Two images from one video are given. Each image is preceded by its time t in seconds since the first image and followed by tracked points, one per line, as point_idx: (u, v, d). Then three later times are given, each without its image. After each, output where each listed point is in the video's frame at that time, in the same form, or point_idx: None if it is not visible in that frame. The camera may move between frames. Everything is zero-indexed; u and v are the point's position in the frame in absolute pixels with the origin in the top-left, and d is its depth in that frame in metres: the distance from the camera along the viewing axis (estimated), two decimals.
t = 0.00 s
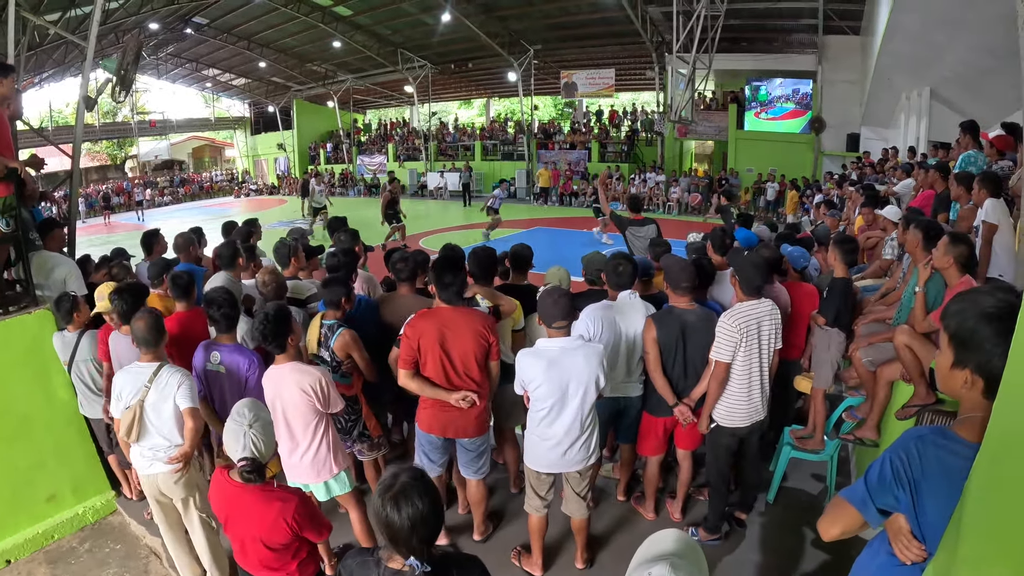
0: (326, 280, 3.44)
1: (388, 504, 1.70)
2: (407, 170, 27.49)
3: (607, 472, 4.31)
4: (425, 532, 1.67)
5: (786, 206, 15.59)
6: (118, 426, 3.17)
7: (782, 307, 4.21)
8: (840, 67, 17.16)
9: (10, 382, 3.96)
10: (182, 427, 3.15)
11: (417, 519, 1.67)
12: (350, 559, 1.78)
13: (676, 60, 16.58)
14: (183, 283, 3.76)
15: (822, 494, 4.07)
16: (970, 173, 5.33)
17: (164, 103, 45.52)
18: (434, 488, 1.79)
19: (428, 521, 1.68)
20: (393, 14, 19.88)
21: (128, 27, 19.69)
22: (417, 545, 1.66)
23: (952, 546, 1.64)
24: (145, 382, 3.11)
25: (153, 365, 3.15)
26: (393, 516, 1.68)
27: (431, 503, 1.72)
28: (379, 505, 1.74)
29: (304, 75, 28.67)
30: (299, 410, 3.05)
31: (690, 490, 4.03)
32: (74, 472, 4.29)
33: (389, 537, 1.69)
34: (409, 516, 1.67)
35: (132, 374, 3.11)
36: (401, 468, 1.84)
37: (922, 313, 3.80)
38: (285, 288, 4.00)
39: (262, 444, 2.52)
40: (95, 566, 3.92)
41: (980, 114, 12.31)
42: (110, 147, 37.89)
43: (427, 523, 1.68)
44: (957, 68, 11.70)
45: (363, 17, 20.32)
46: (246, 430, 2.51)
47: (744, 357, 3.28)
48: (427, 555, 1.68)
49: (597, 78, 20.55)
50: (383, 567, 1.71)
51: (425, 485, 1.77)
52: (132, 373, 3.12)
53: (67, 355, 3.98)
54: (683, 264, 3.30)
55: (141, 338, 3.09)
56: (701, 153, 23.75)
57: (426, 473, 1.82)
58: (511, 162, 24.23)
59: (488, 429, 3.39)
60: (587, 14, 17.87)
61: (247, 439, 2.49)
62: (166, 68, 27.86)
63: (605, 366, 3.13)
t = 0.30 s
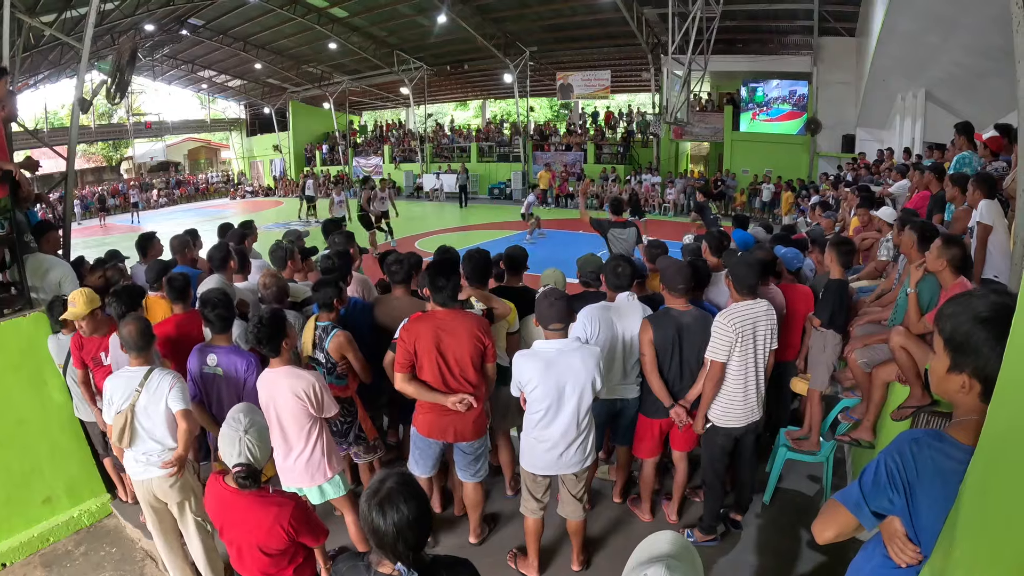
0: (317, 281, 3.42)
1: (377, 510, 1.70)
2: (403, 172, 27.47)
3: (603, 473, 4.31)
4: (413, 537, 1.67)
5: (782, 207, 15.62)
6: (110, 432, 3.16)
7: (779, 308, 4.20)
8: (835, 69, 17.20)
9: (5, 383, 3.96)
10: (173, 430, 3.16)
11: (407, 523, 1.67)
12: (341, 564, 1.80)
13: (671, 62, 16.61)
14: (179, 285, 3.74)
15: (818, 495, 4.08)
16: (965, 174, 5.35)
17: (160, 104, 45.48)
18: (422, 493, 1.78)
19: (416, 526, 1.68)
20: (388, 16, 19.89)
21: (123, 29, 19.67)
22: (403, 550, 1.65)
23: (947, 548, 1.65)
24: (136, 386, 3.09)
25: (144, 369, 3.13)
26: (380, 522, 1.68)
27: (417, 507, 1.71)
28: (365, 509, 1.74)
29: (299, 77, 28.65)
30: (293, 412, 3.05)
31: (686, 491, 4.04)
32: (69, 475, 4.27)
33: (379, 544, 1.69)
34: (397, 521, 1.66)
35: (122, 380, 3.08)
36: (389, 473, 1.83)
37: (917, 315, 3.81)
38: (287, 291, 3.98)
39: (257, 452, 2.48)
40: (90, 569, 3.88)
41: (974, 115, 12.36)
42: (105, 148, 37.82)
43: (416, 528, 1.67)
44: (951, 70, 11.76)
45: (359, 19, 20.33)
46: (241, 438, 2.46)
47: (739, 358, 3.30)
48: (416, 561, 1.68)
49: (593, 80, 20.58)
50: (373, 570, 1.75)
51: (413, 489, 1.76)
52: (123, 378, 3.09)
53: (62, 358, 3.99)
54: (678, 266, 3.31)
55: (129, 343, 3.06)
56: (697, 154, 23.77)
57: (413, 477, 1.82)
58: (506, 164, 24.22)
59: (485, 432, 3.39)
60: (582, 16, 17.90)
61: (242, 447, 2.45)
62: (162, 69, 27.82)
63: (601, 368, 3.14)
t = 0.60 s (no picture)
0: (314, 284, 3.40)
1: (368, 516, 1.72)
2: (403, 173, 27.48)
3: (603, 475, 4.31)
4: (400, 544, 1.69)
5: (781, 208, 15.61)
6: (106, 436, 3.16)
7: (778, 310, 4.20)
8: (835, 69, 17.20)
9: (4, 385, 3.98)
10: (169, 429, 3.17)
11: (396, 531, 1.69)
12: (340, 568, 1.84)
13: (671, 62, 16.58)
14: (178, 286, 3.79)
15: (819, 497, 4.08)
16: (964, 176, 5.36)
17: (160, 105, 45.51)
18: (415, 498, 1.80)
19: (407, 533, 1.70)
20: (388, 17, 19.88)
21: (123, 30, 19.66)
22: (391, 558, 1.70)
23: (944, 553, 1.65)
24: (128, 387, 3.10)
25: (134, 371, 3.14)
26: (370, 528, 1.71)
27: (408, 515, 1.72)
28: (358, 514, 1.77)
29: (299, 78, 28.66)
30: (291, 415, 3.04)
31: (686, 493, 4.03)
32: (69, 477, 4.27)
33: (371, 548, 1.72)
34: (387, 528, 1.69)
35: (114, 382, 3.09)
36: (385, 478, 1.86)
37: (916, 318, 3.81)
38: (292, 292, 3.99)
39: (255, 456, 2.43)
40: (90, 571, 3.86)
41: (973, 115, 12.38)
42: (105, 149, 37.82)
43: (406, 535, 1.70)
44: (951, 70, 11.77)
45: (359, 20, 20.33)
46: (236, 443, 2.41)
47: (739, 359, 3.29)
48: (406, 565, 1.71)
49: (593, 81, 20.58)
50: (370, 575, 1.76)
51: (405, 495, 1.78)
52: (113, 380, 3.10)
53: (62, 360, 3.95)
54: (679, 268, 3.31)
55: (117, 347, 3.07)
56: (697, 155, 23.77)
57: (407, 483, 1.84)
58: (506, 165, 24.20)
59: (473, 433, 3.37)
60: (582, 16, 17.90)
61: (237, 452, 2.40)
62: (162, 70, 27.82)
63: (602, 370, 3.13)
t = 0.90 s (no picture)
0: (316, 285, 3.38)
1: (372, 516, 1.73)
2: (407, 174, 27.52)
3: (606, 476, 4.31)
4: (403, 543, 1.70)
5: (785, 209, 15.58)
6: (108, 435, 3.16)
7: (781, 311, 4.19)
8: (838, 70, 17.15)
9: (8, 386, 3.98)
10: (171, 428, 3.18)
11: (399, 530, 1.70)
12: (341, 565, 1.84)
13: (675, 63, 16.57)
14: (169, 286, 3.75)
15: (822, 497, 4.07)
16: (967, 176, 5.35)
17: (165, 107, 45.68)
18: (417, 498, 1.80)
19: (410, 533, 1.70)
20: (392, 18, 19.93)
21: (128, 31, 19.74)
22: (393, 556, 1.70)
23: (944, 553, 1.64)
24: (130, 386, 3.10)
25: (136, 370, 3.15)
26: (373, 527, 1.72)
27: (410, 515, 1.72)
28: (361, 512, 1.78)
29: (304, 79, 28.72)
30: (296, 416, 3.04)
31: (689, 494, 4.02)
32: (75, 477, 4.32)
33: (374, 548, 1.73)
34: (391, 528, 1.69)
35: (116, 381, 3.10)
36: (388, 479, 1.86)
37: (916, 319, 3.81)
38: (292, 292, 3.99)
39: (250, 461, 2.36)
40: (95, 570, 3.85)
41: (977, 116, 12.35)
42: (110, 150, 37.99)
43: (409, 535, 1.70)
44: (955, 71, 11.75)
45: (363, 21, 20.38)
46: (232, 442, 2.36)
47: (742, 360, 3.28)
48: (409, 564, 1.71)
49: (597, 81, 20.57)
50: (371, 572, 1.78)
51: (408, 495, 1.78)
52: (115, 379, 3.11)
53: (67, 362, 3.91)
54: (683, 269, 3.30)
55: (118, 347, 3.08)
56: (701, 156, 23.74)
57: (410, 484, 1.84)
58: (511, 166, 24.19)
59: (467, 433, 3.35)
60: (585, 18, 17.92)
61: (231, 452, 2.36)
62: (166, 72, 27.94)
63: (607, 370, 3.13)
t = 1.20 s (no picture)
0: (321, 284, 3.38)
1: (376, 514, 1.74)
2: (414, 174, 27.56)
3: (612, 476, 4.30)
4: (405, 541, 1.70)
5: (792, 210, 15.52)
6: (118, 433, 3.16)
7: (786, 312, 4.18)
8: (845, 70, 17.09)
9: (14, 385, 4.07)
10: (183, 426, 3.18)
11: (402, 529, 1.70)
12: (347, 560, 1.87)
13: (682, 63, 16.52)
14: (165, 281, 3.86)
15: (828, 499, 4.05)
16: (974, 177, 5.32)
17: (172, 106, 45.86)
18: (422, 497, 1.80)
19: (413, 532, 1.71)
20: (399, 18, 19.96)
21: (135, 31, 19.82)
22: (396, 554, 1.69)
23: (950, 554, 1.63)
24: (143, 382, 3.11)
25: (149, 367, 3.18)
26: (376, 524, 1.73)
27: (415, 514, 1.73)
28: (365, 510, 1.79)
29: (311, 79, 28.81)
30: (303, 415, 3.05)
31: (695, 494, 4.01)
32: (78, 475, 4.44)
33: (376, 545, 1.74)
34: (393, 527, 1.70)
35: (127, 378, 3.10)
36: (393, 477, 1.87)
37: (924, 320, 3.76)
38: (294, 290, 4.00)
39: (250, 458, 2.35)
40: (101, 567, 3.91)
41: (985, 116, 12.29)
42: (118, 150, 38.16)
43: (413, 533, 1.70)
44: (963, 71, 11.70)
45: (370, 21, 20.41)
46: (233, 440, 2.36)
47: (749, 362, 3.27)
48: (410, 563, 1.71)
49: (604, 82, 20.54)
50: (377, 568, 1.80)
51: (412, 494, 1.79)
52: (127, 377, 3.11)
53: (74, 359, 3.94)
54: (689, 269, 3.30)
55: (129, 343, 3.11)
56: (708, 156, 23.67)
57: (415, 482, 1.84)
58: (518, 165, 24.17)
59: (473, 433, 3.35)
60: (592, 18, 17.90)
61: (232, 449, 2.35)
62: (173, 72, 28.07)
63: (611, 370, 3.12)
